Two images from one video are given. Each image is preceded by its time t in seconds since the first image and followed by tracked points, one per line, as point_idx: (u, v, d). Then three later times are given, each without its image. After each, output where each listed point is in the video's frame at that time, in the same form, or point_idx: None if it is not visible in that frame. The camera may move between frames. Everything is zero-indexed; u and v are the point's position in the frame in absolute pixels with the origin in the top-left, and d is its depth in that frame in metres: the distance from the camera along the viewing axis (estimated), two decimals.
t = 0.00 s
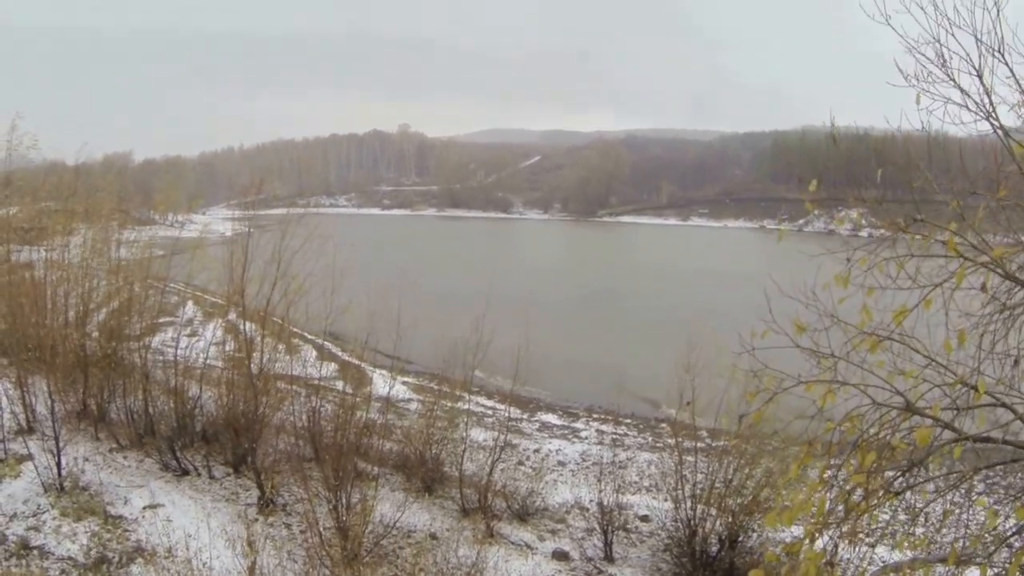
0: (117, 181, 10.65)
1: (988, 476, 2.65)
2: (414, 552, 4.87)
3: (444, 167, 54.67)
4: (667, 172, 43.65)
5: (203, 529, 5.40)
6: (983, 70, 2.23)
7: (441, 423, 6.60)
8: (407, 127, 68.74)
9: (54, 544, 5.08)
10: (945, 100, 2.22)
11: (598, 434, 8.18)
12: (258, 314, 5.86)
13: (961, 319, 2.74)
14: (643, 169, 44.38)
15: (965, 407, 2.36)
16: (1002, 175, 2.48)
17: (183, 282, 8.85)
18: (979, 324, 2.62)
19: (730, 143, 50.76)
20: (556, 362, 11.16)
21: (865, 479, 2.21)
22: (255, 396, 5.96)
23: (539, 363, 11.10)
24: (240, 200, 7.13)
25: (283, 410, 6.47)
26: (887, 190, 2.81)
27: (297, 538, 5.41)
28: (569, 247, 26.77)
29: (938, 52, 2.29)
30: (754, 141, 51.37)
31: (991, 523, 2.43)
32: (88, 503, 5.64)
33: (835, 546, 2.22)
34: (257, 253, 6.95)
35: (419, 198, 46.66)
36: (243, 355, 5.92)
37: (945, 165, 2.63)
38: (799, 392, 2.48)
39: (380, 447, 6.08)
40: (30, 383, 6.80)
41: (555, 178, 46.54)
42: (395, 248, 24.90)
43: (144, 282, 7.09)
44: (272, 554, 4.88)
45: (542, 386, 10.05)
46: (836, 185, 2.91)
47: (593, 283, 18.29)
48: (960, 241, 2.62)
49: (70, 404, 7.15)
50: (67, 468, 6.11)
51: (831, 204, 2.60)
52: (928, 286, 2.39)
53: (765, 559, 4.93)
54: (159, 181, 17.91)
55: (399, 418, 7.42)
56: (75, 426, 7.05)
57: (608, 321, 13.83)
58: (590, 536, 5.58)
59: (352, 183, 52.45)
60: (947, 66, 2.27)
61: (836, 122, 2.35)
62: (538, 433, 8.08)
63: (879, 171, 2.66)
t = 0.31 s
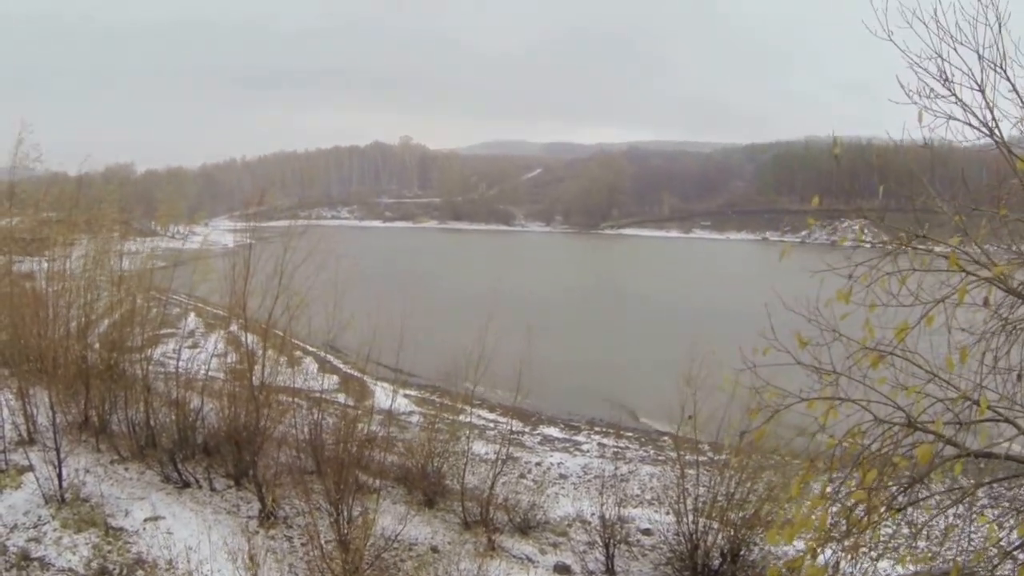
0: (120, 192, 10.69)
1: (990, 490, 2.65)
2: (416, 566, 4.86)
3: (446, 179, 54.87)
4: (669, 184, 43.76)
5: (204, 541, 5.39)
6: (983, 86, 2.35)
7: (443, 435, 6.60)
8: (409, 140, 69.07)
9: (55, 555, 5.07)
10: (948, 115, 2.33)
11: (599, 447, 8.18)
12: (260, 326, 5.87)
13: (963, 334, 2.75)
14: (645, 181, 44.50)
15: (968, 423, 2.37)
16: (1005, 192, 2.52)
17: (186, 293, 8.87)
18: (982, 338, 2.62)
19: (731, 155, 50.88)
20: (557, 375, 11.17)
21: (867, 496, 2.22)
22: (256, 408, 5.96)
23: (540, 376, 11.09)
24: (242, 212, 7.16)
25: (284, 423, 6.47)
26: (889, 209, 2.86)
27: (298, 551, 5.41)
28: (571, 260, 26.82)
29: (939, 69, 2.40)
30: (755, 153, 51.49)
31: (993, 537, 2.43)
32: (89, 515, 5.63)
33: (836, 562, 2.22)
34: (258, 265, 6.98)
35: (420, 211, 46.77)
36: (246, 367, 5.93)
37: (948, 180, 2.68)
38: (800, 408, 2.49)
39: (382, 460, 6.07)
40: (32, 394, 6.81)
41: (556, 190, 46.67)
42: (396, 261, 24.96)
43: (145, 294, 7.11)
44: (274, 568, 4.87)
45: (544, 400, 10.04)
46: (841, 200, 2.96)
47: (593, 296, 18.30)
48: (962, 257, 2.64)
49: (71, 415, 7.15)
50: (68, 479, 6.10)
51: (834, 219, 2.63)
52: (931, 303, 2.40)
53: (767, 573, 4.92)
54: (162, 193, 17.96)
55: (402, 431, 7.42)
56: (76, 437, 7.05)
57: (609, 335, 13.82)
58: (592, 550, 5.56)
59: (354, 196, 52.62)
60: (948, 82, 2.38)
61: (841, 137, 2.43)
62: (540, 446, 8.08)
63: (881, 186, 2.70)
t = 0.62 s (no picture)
0: (123, 204, 10.75)
1: (993, 504, 2.64)
2: None
3: (449, 190, 55.10)
4: (671, 195, 43.87)
5: (206, 552, 5.39)
6: (985, 99, 2.34)
7: (445, 447, 6.60)
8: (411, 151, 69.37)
9: (56, 565, 5.07)
10: (950, 129, 2.33)
11: (601, 459, 8.18)
12: (262, 337, 5.89)
13: (965, 349, 2.76)
14: (647, 192, 44.60)
15: (971, 439, 2.37)
16: (1007, 205, 2.53)
17: (188, 304, 8.90)
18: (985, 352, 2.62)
19: (734, 166, 50.98)
20: (559, 387, 11.18)
21: (868, 509, 2.23)
22: (258, 419, 5.97)
23: (542, 388, 11.07)
24: (245, 223, 7.18)
25: (287, 435, 6.47)
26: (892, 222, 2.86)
27: (300, 562, 5.40)
28: (573, 271, 26.86)
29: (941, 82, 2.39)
30: (756, 164, 51.61)
31: (997, 552, 2.42)
32: (91, 525, 5.63)
33: None
34: (260, 276, 7.00)
35: (423, 222, 46.89)
36: (248, 379, 5.93)
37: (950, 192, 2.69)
38: (802, 422, 2.51)
39: (384, 472, 6.07)
40: (34, 404, 6.83)
41: (559, 201, 46.78)
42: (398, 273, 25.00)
43: (147, 304, 7.14)
44: None
45: (546, 412, 10.02)
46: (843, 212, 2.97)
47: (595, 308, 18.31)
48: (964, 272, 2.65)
49: (74, 425, 7.16)
50: (70, 489, 6.11)
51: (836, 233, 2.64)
52: (933, 318, 2.40)
53: None
54: (164, 203, 18.04)
55: (404, 443, 7.42)
56: (78, 447, 7.06)
57: (611, 347, 13.81)
58: (594, 562, 5.55)
59: (357, 207, 52.79)
60: (950, 95, 2.38)
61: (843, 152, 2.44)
62: (542, 458, 8.07)
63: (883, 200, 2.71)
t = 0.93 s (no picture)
0: (128, 215, 10.80)
1: (997, 517, 2.63)
2: None
3: (452, 201, 55.27)
4: (674, 206, 43.95)
5: (209, 563, 5.39)
6: (989, 112, 2.37)
7: (449, 459, 6.61)
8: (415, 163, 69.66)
9: None
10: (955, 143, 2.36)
11: (605, 470, 8.18)
12: (265, 348, 5.90)
13: (968, 362, 2.75)
14: (650, 202, 44.69)
15: (974, 451, 2.37)
16: (1010, 219, 2.56)
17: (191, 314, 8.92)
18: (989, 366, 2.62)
19: (736, 176, 51.10)
20: (563, 398, 11.17)
21: (871, 523, 2.25)
22: (261, 430, 5.97)
23: (545, 400, 11.06)
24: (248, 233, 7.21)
25: (290, 446, 6.48)
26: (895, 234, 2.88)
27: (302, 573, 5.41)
28: (576, 282, 26.88)
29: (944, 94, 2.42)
30: (759, 175, 51.68)
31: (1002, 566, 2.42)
32: (94, 535, 5.64)
33: None
34: (263, 287, 7.02)
35: (426, 233, 47.02)
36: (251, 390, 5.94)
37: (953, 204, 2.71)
38: (806, 435, 2.52)
39: (387, 483, 6.07)
40: (38, 414, 6.85)
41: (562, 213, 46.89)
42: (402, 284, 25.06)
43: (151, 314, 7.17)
44: None
45: (549, 423, 10.01)
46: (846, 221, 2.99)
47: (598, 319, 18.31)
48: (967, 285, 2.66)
49: (77, 435, 7.17)
50: (73, 499, 6.11)
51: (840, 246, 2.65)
52: (936, 332, 2.41)
53: None
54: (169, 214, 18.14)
55: (407, 454, 7.43)
56: (81, 457, 7.08)
57: (614, 358, 13.81)
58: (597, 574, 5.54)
59: (360, 218, 52.97)
60: (953, 109, 2.41)
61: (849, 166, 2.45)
62: (545, 470, 8.06)
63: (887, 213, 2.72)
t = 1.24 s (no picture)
0: (133, 225, 10.87)
1: (1000, 531, 2.62)
2: None
3: (456, 211, 55.45)
4: (678, 216, 44.02)
5: (212, 573, 5.39)
6: (992, 125, 2.40)
7: (452, 470, 6.61)
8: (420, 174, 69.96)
9: None
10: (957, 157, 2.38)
11: (609, 481, 8.18)
12: (270, 359, 5.92)
13: (973, 375, 2.75)
14: (655, 212, 44.76)
15: (978, 464, 2.37)
16: (1010, 233, 2.58)
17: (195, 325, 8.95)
18: (994, 379, 2.61)
19: (740, 186, 51.19)
20: (566, 409, 11.16)
21: (875, 536, 2.25)
22: (265, 442, 5.98)
23: (548, 410, 11.05)
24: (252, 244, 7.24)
25: (294, 457, 6.48)
26: (897, 246, 2.89)
27: None
28: (579, 293, 26.92)
29: (947, 108, 2.46)
30: (764, 185, 51.70)
31: None
32: (97, 545, 5.64)
33: None
34: (267, 297, 7.04)
35: (431, 243, 47.17)
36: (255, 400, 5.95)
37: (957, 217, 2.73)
38: (809, 448, 2.53)
39: (390, 494, 6.07)
40: (42, 423, 6.87)
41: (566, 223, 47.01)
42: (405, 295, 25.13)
43: (155, 323, 7.21)
44: None
45: (553, 434, 9.99)
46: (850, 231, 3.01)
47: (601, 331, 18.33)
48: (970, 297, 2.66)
49: (81, 445, 7.20)
50: (77, 509, 6.13)
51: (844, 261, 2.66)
52: (940, 345, 2.41)
53: None
54: (172, 223, 18.21)
55: (411, 465, 7.43)
56: (85, 467, 7.09)
57: (617, 370, 13.78)
58: None
59: (365, 228, 53.19)
60: (957, 122, 2.43)
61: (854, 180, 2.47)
62: (549, 480, 8.06)
63: (891, 228, 2.73)
